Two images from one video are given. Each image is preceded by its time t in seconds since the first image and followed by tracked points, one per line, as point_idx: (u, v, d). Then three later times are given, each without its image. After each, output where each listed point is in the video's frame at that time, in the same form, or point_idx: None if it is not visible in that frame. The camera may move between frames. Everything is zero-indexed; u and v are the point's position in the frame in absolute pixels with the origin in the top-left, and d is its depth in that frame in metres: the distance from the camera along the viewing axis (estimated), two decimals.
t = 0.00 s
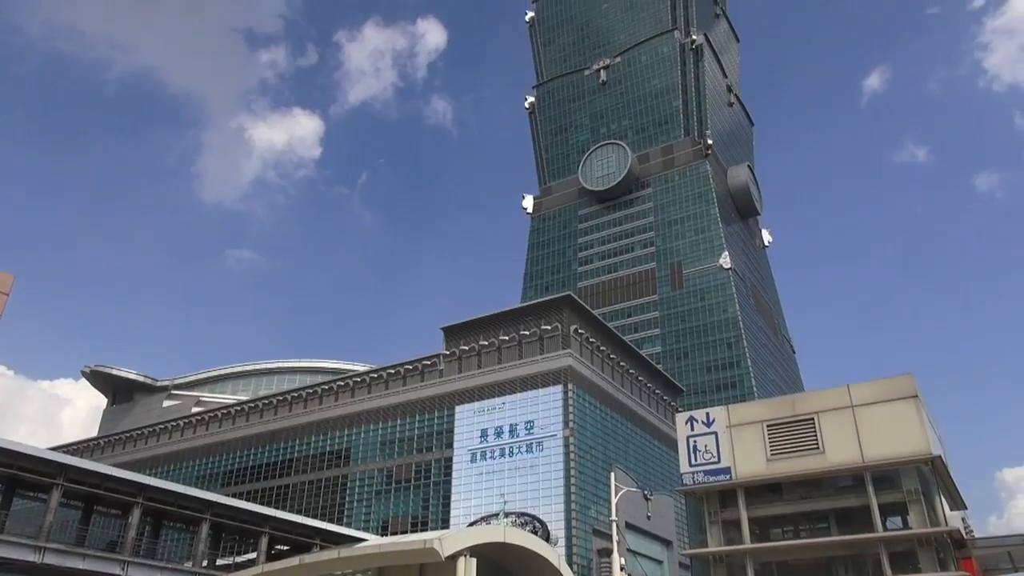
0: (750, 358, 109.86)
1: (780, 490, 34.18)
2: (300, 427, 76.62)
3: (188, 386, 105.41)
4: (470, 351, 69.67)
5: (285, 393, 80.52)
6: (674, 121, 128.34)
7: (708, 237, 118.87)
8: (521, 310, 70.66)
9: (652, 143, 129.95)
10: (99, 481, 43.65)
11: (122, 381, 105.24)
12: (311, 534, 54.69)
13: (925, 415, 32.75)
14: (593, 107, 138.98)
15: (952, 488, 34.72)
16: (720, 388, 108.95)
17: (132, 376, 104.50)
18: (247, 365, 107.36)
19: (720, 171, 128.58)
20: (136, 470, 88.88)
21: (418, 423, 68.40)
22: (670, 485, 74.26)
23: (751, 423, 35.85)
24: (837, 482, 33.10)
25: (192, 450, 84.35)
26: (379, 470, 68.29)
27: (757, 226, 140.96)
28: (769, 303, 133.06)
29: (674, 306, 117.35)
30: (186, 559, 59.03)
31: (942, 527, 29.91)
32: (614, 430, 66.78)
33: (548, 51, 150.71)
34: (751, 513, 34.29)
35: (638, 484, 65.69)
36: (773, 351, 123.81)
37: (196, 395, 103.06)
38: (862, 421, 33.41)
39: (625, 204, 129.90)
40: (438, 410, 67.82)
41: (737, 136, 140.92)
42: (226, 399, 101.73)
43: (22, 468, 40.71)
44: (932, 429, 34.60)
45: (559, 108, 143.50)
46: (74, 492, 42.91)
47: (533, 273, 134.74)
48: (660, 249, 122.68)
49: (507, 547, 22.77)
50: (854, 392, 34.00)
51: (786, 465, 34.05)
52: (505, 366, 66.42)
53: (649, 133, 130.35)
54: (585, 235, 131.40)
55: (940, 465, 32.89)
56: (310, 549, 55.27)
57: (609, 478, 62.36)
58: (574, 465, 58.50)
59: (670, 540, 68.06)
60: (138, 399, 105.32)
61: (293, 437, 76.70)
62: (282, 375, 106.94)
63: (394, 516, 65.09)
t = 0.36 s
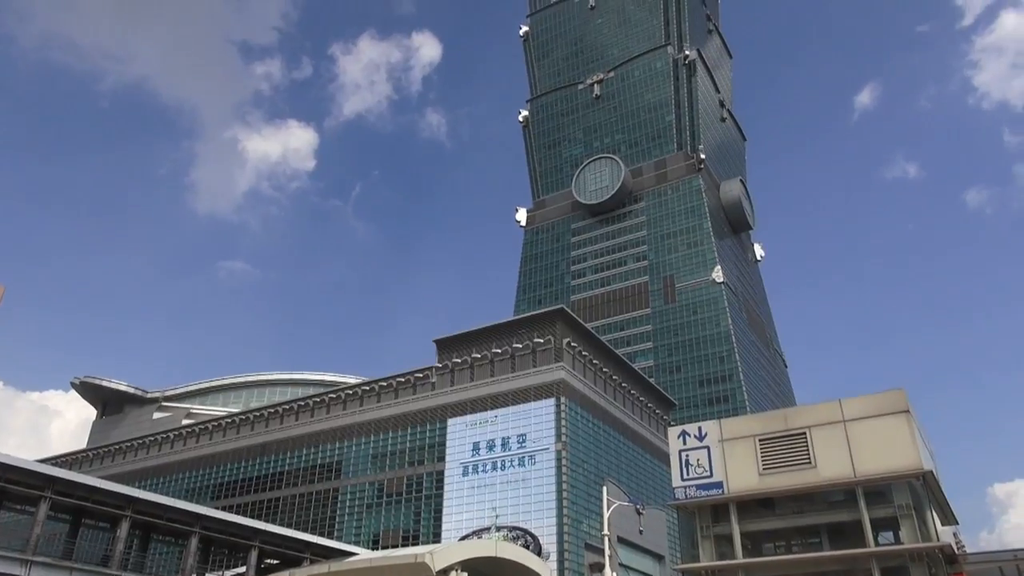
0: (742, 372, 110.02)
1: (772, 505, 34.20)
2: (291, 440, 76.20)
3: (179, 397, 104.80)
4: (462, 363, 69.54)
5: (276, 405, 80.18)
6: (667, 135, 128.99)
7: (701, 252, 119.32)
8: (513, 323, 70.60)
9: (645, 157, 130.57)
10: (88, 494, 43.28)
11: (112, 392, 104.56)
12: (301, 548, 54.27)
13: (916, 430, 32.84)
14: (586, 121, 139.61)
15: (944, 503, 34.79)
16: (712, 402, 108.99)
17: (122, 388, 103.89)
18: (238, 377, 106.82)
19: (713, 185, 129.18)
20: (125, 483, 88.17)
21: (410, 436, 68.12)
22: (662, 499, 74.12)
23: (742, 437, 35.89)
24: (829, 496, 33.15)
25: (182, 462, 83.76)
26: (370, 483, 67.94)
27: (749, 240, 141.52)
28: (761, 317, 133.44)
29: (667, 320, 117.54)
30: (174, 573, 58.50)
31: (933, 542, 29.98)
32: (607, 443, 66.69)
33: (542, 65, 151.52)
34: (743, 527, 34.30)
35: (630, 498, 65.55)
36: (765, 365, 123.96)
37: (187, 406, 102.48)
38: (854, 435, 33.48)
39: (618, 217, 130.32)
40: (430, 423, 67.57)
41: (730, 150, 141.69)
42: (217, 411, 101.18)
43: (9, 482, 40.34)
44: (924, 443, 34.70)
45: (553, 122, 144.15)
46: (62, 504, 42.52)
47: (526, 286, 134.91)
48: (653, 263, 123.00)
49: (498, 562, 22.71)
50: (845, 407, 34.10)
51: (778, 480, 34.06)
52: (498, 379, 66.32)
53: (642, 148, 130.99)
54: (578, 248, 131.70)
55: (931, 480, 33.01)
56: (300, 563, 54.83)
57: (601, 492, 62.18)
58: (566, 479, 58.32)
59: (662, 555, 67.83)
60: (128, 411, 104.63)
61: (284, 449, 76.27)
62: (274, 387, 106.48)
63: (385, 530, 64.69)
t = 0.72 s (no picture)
0: (733, 386, 110.14)
1: (764, 520, 34.24)
2: (281, 453, 75.70)
3: (169, 409, 104.10)
4: (454, 377, 69.34)
5: (266, 418, 79.70)
6: (660, 150, 129.65)
7: (693, 266, 119.72)
8: (505, 337, 70.47)
9: (637, 172, 131.18)
10: (75, 507, 42.86)
11: (101, 404, 103.76)
12: (290, 563, 53.83)
13: (907, 446, 32.91)
14: (580, 135, 140.21)
15: (936, 518, 34.84)
16: (704, 416, 109.01)
17: (110, 400, 103.13)
18: (228, 389, 106.19)
19: (705, 200, 129.77)
20: (112, 496, 87.33)
21: (401, 450, 67.78)
22: (654, 514, 73.94)
23: (734, 451, 35.88)
24: (820, 511, 33.19)
25: (171, 475, 83.06)
26: (360, 497, 67.51)
27: (741, 254, 142.06)
28: (753, 331, 133.80)
29: (659, 334, 117.68)
30: None
31: (924, 557, 30.00)
32: (599, 458, 66.51)
33: (536, 79, 152.19)
34: (735, 542, 34.31)
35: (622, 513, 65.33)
36: (757, 379, 124.09)
37: (176, 419, 101.77)
38: (845, 450, 33.52)
39: (610, 231, 130.65)
40: (422, 436, 67.27)
41: (722, 166, 142.48)
42: (207, 423, 100.52)
43: None
44: (915, 458, 34.79)
45: (546, 136, 144.68)
46: (48, 518, 42.08)
47: (518, 299, 134.99)
48: (645, 277, 123.29)
49: None
50: (836, 422, 34.14)
51: (770, 495, 34.04)
52: (490, 393, 66.12)
53: (635, 162, 131.55)
54: (570, 262, 131.90)
55: (922, 496, 33.07)
56: None
57: (593, 507, 61.96)
58: (557, 493, 58.09)
59: (653, 570, 67.56)
60: (116, 423, 103.79)
61: (274, 463, 75.75)
62: (265, 399, 105.94)
63: (375, 545, 64.24)
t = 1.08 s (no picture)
0: (729, 399, 110.10)
1: (759, 533, 34.27)
2: (275, 466, 75.31)
3: (162, 422, 103.58)
4: (449, 390, 69.21)
5: (260, 431, 79.35)
6: (654, 163, 130.19)
7: (687, 278, 120.06)
8: (499, 349, 70.38)
9: (631, 185, 131.67)
10: (65, 521, 42.53)
11: (93, 417, 103.19)
12: None
13: (903, 459, 32.90)
14: (575, 149, 140.74)
15: (931, 531, 34.88)
16: (700, 429, 108.91)
17: (103, 413, 102.66)
18: (222, 402, 105.72)
19: (699, 212, 130.23)
20: (104, 510, 86.71)
21: (395, 463, 67.51)
22: (649, 527, 73.69)
23: (729, 464, 35.86)
24: (815, 523, 33.19)
25: (163, 489, 82.51)
26: (355, 510, 67.16)
27: (735, 267, 142.45)
28: (748, 344, 133.96)
29: (654, 347, 117.71)
30: None
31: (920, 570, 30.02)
32: (594, 471, 66.35)
33: (531, 93, 152.88)
34: (731, 556, 34.37)
35: (618, 526, 65.14)
36: (752, 392, 124.05)
37: (170, 432, 101.29)
38: (840, 462, 33.53)
39: (605, 244, 130.92)
40: (417, 449, 67.01)
41: (716, 178, 143.06)
42: (200, 437, 100.02)
43: None
44: (910, 471, 34.81)
45: (541, 149, 145.20)
46: (39, 533, 41.70)
47: (513, 311, 135.07)
48: (640, 289, 123.50)
49: None
50: (831, 434, 34.15)
51: (765, 507, 34.02)
52: (485, 406, 65.98)
53: (630, 175, 132.07)
54: (565, 274, 132.07)
55: (917, 508, 33.08)
56: None
57: (588, 520, 61.74)
58: (553, 507, 57.90)
59: None
60: (108, 436, 103.30)
61: (268, 476, 75.36)
62: (259, 412, 105.53)
63: (369, 559, 63.84)
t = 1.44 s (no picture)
0: (724, 411, 110.02)
1: (755, 546, 34.21)
2: (269, 479, 74.91)
3: (155, 434, 103.03)
4: (444, 402, 69.03)
5: (255, 443, 78.98)
6: (650, 175, 130.64)
7: (683, 291, 120.23)
8: (494, 361, 70.26)
9: (627, 198, 132.09)
10: (57, 534, 42.18)
11: (87, 429, 102.61)
12: None
13: (898, 471, 32.89)
14: (570, 161, 141.17)
15: (928, 544, 34.85)
16: (695, 442, 108.76)
17: (96, 425, 101.98)
18: (216, 414, 105.25)
19: (695, 225, 130.59)
20: (96, 523, 86.09)
21: (390, 476, 67.22)
22: (645, 540, 73.41)
23: (724, 476, 35.81)
24: (812, 536, 33.11)
25: (157, 501, 81.98)
26: (349, 523, 66.77)
27: (730, 279, 142.73)
28: (743, 356, 134.03)
29: (649, 359, 117.68)
30: None
31: None
32: (590, 484, 66.14)
33: (527, 105, 153.42)
34: (727, 569, 34.27)
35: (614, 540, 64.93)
36: (747, 404, 124.01)
37: (163, 444, 100.74)
38: (835, 474, 33.52)
39: (601, 256, 131.08)
40: (412, 462, 66.76)
41: (711, 191, 143.58)
42: (194, 449, 99.52)
43: None
44: (906, 484, 34.82)
45: (537, 162, 145.58)
46: (30, 547, 41.33)
47: (508, 323, 135.03)
48: (636, 301, 123.62)
49: None
50: (827, 446, 34.15)
51: (761, 520, 33.94)
52: (480, 419, 65.82)
53: (625, 187, 132.41)
54: (561, 286, 132.16)
55: (913, 521, 33.06)
56: None
57: (584, 533, 61.49)
58: (548, 519, 57.68)
59: None
60: (101, 449, 102.55)
61: (262, 488, 74.94)
62: (253, 424, 105.08)
63: (363, 572, 63.43)
